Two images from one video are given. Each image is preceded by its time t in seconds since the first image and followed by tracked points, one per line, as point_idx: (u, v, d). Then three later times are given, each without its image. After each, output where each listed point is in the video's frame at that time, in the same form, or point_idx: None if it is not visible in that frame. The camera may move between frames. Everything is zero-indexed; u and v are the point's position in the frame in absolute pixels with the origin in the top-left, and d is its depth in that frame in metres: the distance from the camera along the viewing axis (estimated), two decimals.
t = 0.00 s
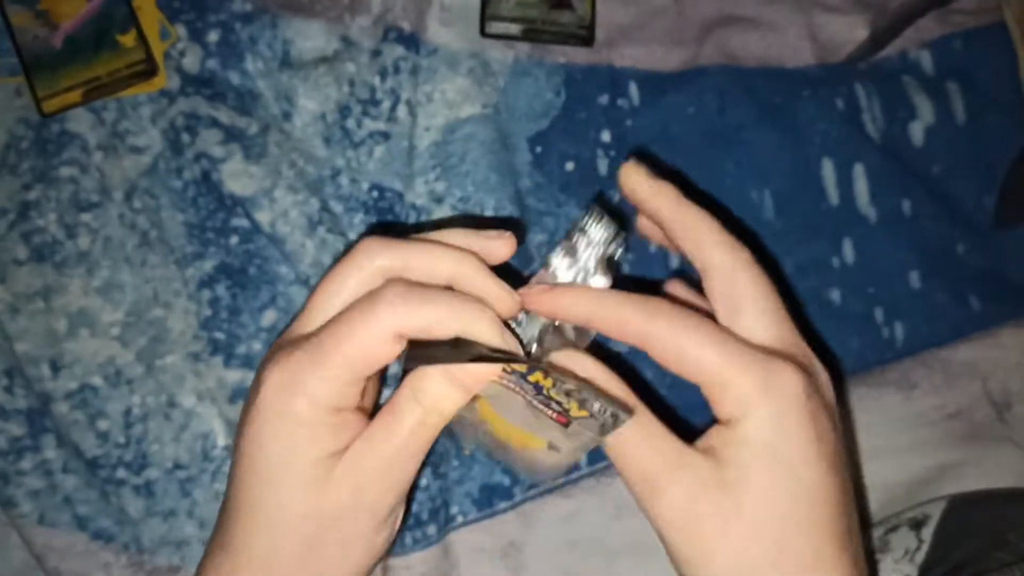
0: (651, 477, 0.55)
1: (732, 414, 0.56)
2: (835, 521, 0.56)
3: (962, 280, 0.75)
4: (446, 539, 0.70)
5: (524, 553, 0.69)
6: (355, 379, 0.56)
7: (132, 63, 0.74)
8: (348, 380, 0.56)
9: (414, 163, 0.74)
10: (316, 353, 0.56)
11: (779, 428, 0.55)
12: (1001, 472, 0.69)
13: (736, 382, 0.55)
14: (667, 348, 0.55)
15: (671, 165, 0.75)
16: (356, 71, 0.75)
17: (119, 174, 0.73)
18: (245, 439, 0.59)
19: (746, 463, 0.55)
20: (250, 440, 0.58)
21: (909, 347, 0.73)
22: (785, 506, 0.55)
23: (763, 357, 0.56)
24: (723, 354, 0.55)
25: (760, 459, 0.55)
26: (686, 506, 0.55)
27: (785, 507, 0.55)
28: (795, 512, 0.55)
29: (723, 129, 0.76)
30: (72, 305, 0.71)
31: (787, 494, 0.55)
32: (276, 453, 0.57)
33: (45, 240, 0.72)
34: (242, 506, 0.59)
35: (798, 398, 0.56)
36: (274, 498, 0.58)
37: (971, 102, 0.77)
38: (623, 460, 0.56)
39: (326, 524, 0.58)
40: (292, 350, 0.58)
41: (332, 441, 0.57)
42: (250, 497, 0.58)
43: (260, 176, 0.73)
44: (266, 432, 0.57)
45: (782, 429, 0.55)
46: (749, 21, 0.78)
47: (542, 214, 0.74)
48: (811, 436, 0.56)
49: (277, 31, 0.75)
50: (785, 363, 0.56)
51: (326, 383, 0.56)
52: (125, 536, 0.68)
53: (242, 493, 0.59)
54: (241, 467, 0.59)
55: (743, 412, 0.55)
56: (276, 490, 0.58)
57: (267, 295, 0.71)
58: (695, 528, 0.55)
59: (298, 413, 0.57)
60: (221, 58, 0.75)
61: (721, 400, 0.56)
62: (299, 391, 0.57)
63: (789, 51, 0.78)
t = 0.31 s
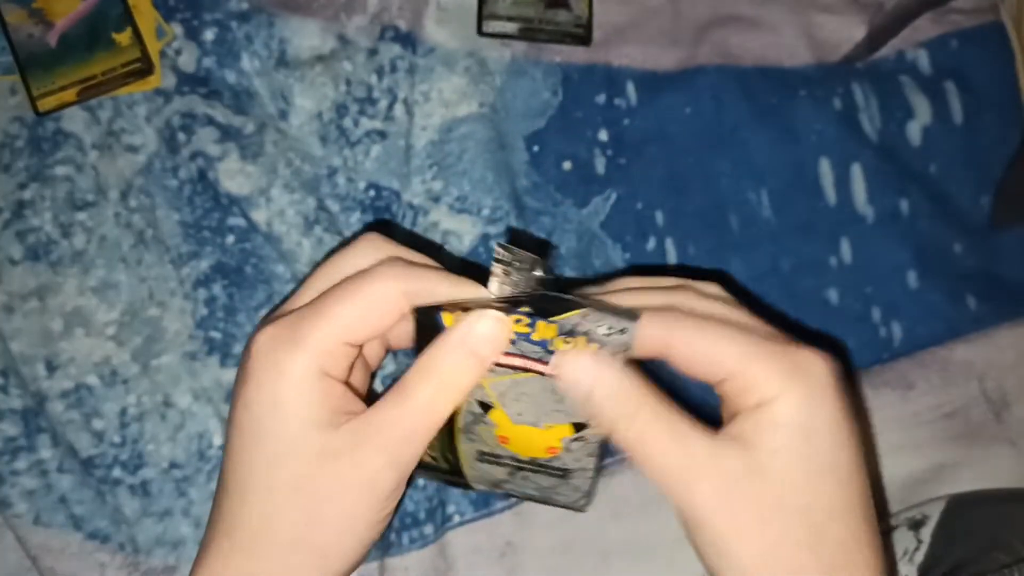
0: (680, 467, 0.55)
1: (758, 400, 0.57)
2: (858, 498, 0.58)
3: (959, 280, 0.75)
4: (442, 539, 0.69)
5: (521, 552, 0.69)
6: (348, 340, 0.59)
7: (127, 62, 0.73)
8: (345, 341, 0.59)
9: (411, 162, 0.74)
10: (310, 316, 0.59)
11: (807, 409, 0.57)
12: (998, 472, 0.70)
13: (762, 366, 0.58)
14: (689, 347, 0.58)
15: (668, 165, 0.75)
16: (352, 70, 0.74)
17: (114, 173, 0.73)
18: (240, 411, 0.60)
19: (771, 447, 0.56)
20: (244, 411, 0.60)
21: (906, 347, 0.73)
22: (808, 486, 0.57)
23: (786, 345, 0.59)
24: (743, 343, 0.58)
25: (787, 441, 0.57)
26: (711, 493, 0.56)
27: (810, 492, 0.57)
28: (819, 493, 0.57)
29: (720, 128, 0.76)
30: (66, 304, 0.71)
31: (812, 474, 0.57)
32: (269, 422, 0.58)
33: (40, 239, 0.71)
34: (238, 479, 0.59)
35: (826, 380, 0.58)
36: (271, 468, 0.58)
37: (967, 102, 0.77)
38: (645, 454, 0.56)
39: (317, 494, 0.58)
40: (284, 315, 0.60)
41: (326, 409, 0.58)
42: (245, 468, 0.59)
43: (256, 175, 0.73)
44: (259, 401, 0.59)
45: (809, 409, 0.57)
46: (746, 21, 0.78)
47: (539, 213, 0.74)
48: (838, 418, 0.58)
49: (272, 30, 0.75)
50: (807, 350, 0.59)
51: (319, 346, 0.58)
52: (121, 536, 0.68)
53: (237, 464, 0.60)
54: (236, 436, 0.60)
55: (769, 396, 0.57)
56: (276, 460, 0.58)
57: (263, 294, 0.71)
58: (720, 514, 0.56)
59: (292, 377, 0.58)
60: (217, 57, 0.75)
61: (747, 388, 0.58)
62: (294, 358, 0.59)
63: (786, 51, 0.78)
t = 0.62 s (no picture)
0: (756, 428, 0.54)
1: (812, 356, 0.57)
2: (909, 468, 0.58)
3: (960, 277, 0.75)
4: (446, 536, 0.69)
5: (526, 550, 0.69)
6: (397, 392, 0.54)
7: (132, 59, 0.74)
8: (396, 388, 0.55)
9: (415, 160, 0.74)
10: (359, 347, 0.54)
11: (860, 365, 0.57)
12: (1000, 467, 0.70)
13: (816, 324, 0.58)
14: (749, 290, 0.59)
15: (670, 163, 0.75)
16: (357, 68, 0.75)
17: (119, 170, 0.73)
18: (257, 439, 0.54)
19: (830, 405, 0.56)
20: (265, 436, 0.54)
21: (909, 345, 0.73)
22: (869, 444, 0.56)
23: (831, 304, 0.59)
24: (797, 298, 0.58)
25: (847, 397, 0.57)
26: (786, 460, 0.54)
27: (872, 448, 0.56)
28: (881, 453, 0.57)
29: (723, 126, 0.76)
30: (72, 301, 0.71)
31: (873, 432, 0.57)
32: (300, 460, 0.53)
33: (45, 236, 0.72)
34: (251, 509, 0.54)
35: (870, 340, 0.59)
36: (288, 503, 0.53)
37: (969, 100, 0.78)
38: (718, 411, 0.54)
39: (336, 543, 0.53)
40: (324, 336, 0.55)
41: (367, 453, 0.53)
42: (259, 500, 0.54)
43: (261, 173, 0.73)
44: (286, 415, 0.54)
45: (864, 367, 0.57)
46: (749, 19, 0.78)
47: (543, 211, 0.74)
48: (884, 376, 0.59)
49: (277, 28, 0.75)
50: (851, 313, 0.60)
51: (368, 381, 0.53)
52: (127, 532, 0.68)
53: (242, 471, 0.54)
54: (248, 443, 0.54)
55: (822, 353, 0.57)
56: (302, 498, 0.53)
57: (268, 291, 0.71)
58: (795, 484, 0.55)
59: (331, 410, 0.53)
60: (221, 55, 0.75)
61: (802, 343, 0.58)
62: (335, 389, 0.53)
63: (788, 50, 0.78)
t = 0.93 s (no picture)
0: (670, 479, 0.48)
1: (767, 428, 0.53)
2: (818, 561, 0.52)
3: (963, 274, 0.75)
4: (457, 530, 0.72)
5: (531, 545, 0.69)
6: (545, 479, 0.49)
7: (136, 56, 0.74)
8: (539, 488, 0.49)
9: (419, 157, 0.74)
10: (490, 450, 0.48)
11: (810, 456, 0.53)
12: (1000, 468, 0.66)
13: (779, 398, 0.53)
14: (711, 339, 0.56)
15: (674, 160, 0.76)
16: (361, 65, 0.75)
17: (124, 168, 0.73)
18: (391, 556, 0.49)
19: (766, 487, 0.51)
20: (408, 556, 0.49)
21: (911, 340, 0.74)
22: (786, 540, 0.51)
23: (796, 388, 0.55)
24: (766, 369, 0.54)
25: (783, 481, 0.52)
26: (692, 521, 0.49)
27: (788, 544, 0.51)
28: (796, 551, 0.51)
29: (726, 122, 0.76)
30: (77, 298, 0.71)
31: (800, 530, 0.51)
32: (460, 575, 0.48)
33: (50, 233, 0.72)
34: None
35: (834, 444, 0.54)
36: None
37: (972, 97, 0.78)
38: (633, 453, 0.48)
39: None
40: (445, 453, 0.47)
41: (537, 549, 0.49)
42: None
43: (266, 170, 0.73)
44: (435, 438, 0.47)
45: (813, 463, 0.53)
46: (752, 17, 0.78)
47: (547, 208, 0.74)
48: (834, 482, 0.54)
49: (281, 25, 0.75)
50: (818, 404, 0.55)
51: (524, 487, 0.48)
52: (131, 528, 0.69)
53: (396, 486, 0.49)
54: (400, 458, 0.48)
55: (777, 428, 0.53)
56: None
57: (272, 288, 0.71)
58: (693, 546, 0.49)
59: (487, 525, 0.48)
60: (226, 52, 0.75)
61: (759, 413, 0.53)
62: (483, 502, 0.48)
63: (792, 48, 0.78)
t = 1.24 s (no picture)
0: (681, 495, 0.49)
1: (797, 471, 0.52)
2: None
3: (962, 277, 0.75)
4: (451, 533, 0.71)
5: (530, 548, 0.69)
6: (466, 414, 0.49)
7: (135, 59, 0.74)
8: (443, 418, 0.49)
9: (417, 159, 0.74)
10: (418, 380, 0.50)
11: (840, 506, 0.52)
12: (1000, 470, 0.68)
13: (817, 447, 0.52)
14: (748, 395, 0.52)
15: (672, 162, 0.76)
16: (359, 67, 0.75)
17: (123, 170, 0.73)
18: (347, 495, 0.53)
19: (789, 522, 0.51)
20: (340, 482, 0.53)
21: (910, 343, 0.74)
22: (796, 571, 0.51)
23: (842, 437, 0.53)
24: (812, 416, 0.53)
25: (807, 520, 0.51)
26: (704, 536, 0.49)
27: None
28: None
29: (725, 125, 0.76)
30: (76, 300, 0.71)
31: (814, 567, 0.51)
32: (371, 505, 0.51)
33: (49, 235, 0.72)
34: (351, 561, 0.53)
35: (871, 501, 0.53)
36: (372, 546, 0.51)
37: (971, 99, 0.78)
38: (655, 464, 0.50)
39: None
40: (374, 378, 0.52)
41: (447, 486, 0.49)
42: (349, 553, 0.53)
43: (264, 172, 0.73)
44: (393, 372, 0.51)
45: (841, 514, 0.52)
46: (750, 19, 0.78)
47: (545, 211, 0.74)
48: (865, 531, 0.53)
49: (280, 28, 0.75)
50: (863, 455, 0.53)
51: (435, 418, 0.49)
52: (129, 530, 0.69)
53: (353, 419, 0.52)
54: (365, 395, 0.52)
55: (810, 479, 0.51)
56: (377, 540, 0.51)
57: (271, 290, 0.72)
58: (696, 556, 0.49)
59: (392, 449, 0.49)
60: (224, 55, 0.75)
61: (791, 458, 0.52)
62: (417, 450, 0.49)
63: (791, 49, 0.78)
